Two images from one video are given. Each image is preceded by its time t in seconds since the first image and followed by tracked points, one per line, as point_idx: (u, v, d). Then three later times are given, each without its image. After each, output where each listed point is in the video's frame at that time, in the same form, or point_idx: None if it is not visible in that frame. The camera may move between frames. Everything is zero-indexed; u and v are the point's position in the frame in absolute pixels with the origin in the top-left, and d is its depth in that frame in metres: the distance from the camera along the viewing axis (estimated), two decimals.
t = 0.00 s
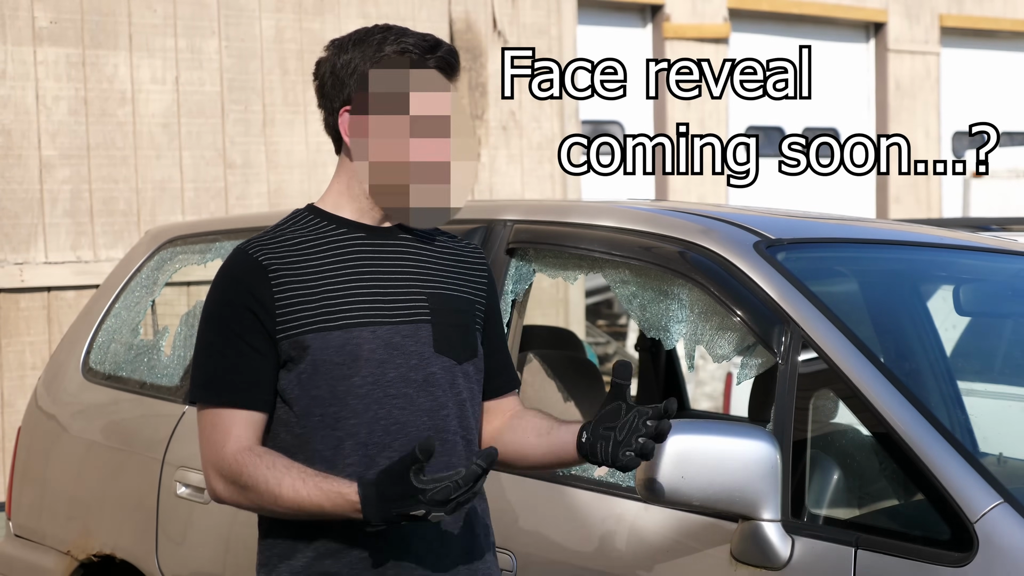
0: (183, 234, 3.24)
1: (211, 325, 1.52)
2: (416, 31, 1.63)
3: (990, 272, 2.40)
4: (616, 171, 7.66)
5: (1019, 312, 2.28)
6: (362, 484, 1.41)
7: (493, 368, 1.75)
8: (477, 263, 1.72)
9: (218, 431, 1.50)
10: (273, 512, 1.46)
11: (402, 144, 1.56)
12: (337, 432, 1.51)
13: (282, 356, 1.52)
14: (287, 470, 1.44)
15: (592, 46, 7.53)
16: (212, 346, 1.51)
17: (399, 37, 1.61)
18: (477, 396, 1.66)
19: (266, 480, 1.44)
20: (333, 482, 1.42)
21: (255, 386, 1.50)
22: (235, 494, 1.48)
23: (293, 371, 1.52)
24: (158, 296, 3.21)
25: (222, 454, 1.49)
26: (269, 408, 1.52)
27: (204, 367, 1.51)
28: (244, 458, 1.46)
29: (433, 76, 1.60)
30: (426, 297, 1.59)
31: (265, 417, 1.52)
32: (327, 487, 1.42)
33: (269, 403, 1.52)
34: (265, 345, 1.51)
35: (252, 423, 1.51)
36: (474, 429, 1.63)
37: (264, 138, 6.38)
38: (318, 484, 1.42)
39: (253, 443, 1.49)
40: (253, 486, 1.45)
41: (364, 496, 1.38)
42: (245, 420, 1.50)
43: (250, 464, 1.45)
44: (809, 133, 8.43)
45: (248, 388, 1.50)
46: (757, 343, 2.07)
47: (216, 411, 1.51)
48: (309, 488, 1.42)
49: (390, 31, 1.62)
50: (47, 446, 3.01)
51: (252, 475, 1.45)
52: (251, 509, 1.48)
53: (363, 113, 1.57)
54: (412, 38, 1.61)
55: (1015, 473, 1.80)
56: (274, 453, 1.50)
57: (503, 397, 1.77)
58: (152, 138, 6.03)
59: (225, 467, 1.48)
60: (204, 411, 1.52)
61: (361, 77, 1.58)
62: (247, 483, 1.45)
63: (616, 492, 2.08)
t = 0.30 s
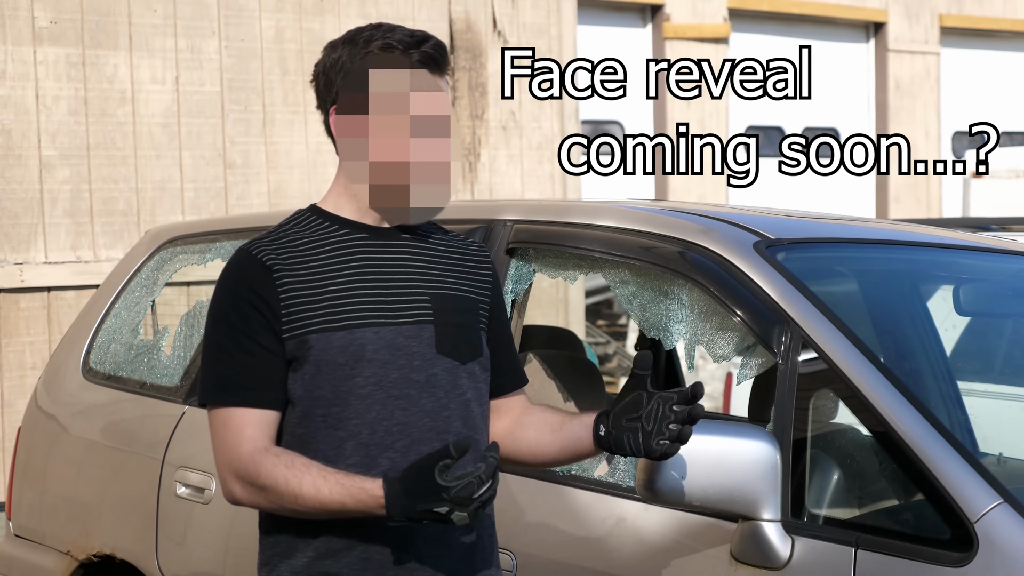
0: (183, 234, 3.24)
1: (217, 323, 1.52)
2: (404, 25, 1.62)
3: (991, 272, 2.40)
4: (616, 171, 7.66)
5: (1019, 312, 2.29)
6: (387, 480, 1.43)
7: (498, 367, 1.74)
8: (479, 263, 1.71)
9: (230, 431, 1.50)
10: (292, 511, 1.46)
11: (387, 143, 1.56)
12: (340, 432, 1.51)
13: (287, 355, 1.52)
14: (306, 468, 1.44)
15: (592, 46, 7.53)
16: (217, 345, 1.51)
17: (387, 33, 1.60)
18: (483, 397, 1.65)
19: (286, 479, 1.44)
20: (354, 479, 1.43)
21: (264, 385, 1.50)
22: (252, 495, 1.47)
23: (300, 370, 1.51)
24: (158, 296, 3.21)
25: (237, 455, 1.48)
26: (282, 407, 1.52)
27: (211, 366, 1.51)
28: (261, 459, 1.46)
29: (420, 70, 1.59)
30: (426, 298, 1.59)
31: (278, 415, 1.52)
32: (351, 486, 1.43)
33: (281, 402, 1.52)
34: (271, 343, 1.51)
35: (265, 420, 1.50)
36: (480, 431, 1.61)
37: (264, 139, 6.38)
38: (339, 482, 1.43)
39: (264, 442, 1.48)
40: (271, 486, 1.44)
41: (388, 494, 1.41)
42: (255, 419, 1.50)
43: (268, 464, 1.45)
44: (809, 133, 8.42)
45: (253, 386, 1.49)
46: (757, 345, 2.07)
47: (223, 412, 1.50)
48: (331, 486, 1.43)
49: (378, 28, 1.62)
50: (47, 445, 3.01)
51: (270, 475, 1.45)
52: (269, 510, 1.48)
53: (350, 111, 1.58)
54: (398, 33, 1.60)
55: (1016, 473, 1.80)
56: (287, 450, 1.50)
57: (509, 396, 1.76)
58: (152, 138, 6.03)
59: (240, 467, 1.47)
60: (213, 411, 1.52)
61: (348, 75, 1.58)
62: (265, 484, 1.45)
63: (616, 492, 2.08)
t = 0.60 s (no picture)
0: (183, 234, 3.24)
1: (216, 322, 1.52)
2: (394, 24, 1.63)
3: (991, 273, 2.40)
4: (616, 171, 7.66)
5: (1019, 312, 2.29)
6: (376, 483, 1.46)
7: (495, 371, 1.73)
8: (480, 263, 1.71)
9: (214, 428, 1.50)
10: (274, 509, 1.48)
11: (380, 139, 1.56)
12: (334, 432, 1.52)
13: (281, 356, 1.52)
14: (294, 469, 1.47)
15: (592, 46, 7.53)
16: (213, 344, 1.51)
17: (379, 33, 1.61)
18: (479, 400, 1.65)
19: (274, 478, 1.46)
20: (343, 481, 1.47)
21: (256, 385, 1.50)
22: (235, 491, 1.48)
23: (290, 371, 1.52)
24: (158, 296, 3.21)
25: (221, 449, 1.48)
26: (270, 406, 1.52)
27: (205, 365, 1.51)
28: (248, 456, 1.47)
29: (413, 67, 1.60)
30: (425, 298, 1.59)
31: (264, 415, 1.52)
32: (338, 488, 1.46)
33: (269, 403, 1.52)
34: (266, 343, 1.51)
35: (250, 419, 1.50)
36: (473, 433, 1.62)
37: (264, 139, 6.38)
38: (328, 483, 1.46)
39: (248, 438, 1.49)
40: (257, 483, 1.46)
41: (381, 496, 1.44)
42: (241, 418, 1.50)
43: (254, 463, 1.46)
44: (809, 133, 8.42)
45: (246, 387, 1.50)
46: (757, 344, 2.06)
47: (213, 408, 1.50)
48: (319, 487, 1.45)
49: (369, 27, 1.62)
50: (47, 445, 3.02)
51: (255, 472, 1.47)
52: (246, 505, 1.49)
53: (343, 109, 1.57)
54: (389, 32, 1.61)
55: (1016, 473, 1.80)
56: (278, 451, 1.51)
57: (501, 402, 1.74)
58: (152, 138, 6.03)
59: (224, 462, 1.48)
60: (201, 408, 1.52)
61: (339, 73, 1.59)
62: (251, 481, 1.46)
63: (617, 492, 2.08)
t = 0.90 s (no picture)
0: (183, 234, 3.24)
1: (213, 323, 1.52)
2: (388, 24, 1.63)
3: (991, 273, 2.40)
4: (616, 171, 7.66)
5: (1019, 312, 2.28)
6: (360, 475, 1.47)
7: (501, 371, 1.73)
8: (480, 264, 1.70)
9: (206, 430, 1.51)
10: (266, 507, 1.49)
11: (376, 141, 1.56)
12: (324, 432, 1.52)
13: (274, 358, 1.53)
14: (280, 464, 1.48)
15: (592, 46, 7.53)
16: (208, 346, 1.52)
17: (374, 33, 1.60)
18: (475, 401, 1.65)
19: (261, 475, 1.47)
20: (329, 476, 1.47)
21: (248, 388, 1.52)
22: (226, 490, 1.50)
23: (285, 372, 1.52)
24: (158, 296, 3.21)
25: (210, 450, 1.50)
26: (261, 408, 1.54)
27: (201, 367, 1.52)
28: (237, 455, 1.48)
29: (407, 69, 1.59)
30: (423, 299, 1.59)
31: (255, 417, 1.54)
32: (322, 481, 1.46)
33: (262, 404, 1.54)
34: (258, 346, 1.52)
35: (239, 421, 1.52)
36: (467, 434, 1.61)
37: (264, 139, 6.38)
38: (314, 478, 1.46)
39: (240, 440, 1.50)
40: (245, 481, 1.47)
41: (365, 484, 1.45)
42: (230, 419, 1.51)
43: (242, 462, 1.48)
44: (809, 133, 8.42)
45: (239, 386, 1.51)
46: (757, 344, 2.07)
47: (207, 411, 1.52)
48: (305, 482, 1.46)
49: (364, 26, 1.62)
50: (47, 445, 3.02)
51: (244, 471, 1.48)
52: (238, 503, 1.51)
53: (338, 110, 1.57)
54: (383, 32, 1.60)
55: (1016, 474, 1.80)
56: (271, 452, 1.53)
57: (509, 400, 1.75)
58: (152, 138, 6.03)
59: (213, 463, 1.49)
60: (195, 410, 1.53)
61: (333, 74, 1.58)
62: (240, 480, 1.48)
63: (618, 491, 2.08)
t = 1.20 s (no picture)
0: (183, 234, 3.24)
1: (212, 323, 1.52)
2: (385, 23, 1.62)
3: (990, 273, 2.40)
4: (616, 171, 7.66)
5: (1019, 312, 2.28)
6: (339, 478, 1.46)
7: (501, 375, 1.72)
8: (481, 265, 1.70)
9: (201, 427, 1.53)
10: (253, 507, 1.50)
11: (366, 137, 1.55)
12: (319, 432, 1.52)
13: (270, 358, 1.53)
14: (267, 466, 1.48)
15: (592, 46, 7.52)
16: (205, 346, 1.52)
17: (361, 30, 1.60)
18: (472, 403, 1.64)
19: (247, 475, 1.47)
20: (310, 480, 1.46)
21: (244, 388, 1.52)
22: (215, 488, 1.51)
23: (282, 373, 1.52)
24: (158, 296, 3.21)
25: (203, 448, 1.51)
26: (254, 408, 1.54)
27: (198, 365, 1.53)
28: (224, 454, 1.49)
29: (396, 63, 1.58)
30: (421, 301, 1.59)
31: (249, 417, 1.54)
32: (305, 484, 1.46)
33: (254, 404, 1.53)
34: (254, 346, 1.52)
35: (232, 420, 1.52)
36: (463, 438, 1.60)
37: (264, 139, 6.38)
38: (295, 481, 1.46)
39: (231, 439, 1.51)
40: (234, 481, 1.48)
41: (342, 492, 1.44)
42: (223, 418, 1.52)
43: (229, 462, 1.48)
44: (809, 133, 8.41)
45: (234, 386, 1.52)
46: (757, 344, 2.07)
47: (203, 410, 1.52)
48: (286, 485, 1.46)
49: (362, 26, 1.62)
50: (47, 445, 3.01)
51: (233, 471, 1.48)
52: (230, 503, 1.51)
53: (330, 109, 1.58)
54: (370, 28, 1.60)
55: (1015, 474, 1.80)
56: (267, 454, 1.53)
57: (506, 404, 1.75)
58: (152, 137, 6.03)
59: (205, 461, 1.50)
60: (192, 407, 1.54)
61: (321, 73, 1.59)
62: (227, 478, 1.48)
63: (617, 491, 2.08)
